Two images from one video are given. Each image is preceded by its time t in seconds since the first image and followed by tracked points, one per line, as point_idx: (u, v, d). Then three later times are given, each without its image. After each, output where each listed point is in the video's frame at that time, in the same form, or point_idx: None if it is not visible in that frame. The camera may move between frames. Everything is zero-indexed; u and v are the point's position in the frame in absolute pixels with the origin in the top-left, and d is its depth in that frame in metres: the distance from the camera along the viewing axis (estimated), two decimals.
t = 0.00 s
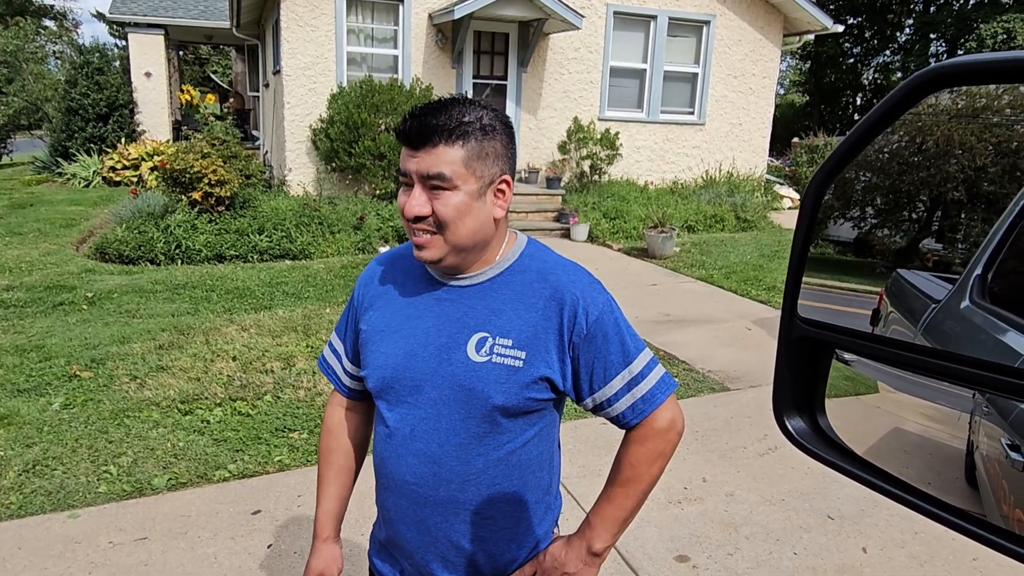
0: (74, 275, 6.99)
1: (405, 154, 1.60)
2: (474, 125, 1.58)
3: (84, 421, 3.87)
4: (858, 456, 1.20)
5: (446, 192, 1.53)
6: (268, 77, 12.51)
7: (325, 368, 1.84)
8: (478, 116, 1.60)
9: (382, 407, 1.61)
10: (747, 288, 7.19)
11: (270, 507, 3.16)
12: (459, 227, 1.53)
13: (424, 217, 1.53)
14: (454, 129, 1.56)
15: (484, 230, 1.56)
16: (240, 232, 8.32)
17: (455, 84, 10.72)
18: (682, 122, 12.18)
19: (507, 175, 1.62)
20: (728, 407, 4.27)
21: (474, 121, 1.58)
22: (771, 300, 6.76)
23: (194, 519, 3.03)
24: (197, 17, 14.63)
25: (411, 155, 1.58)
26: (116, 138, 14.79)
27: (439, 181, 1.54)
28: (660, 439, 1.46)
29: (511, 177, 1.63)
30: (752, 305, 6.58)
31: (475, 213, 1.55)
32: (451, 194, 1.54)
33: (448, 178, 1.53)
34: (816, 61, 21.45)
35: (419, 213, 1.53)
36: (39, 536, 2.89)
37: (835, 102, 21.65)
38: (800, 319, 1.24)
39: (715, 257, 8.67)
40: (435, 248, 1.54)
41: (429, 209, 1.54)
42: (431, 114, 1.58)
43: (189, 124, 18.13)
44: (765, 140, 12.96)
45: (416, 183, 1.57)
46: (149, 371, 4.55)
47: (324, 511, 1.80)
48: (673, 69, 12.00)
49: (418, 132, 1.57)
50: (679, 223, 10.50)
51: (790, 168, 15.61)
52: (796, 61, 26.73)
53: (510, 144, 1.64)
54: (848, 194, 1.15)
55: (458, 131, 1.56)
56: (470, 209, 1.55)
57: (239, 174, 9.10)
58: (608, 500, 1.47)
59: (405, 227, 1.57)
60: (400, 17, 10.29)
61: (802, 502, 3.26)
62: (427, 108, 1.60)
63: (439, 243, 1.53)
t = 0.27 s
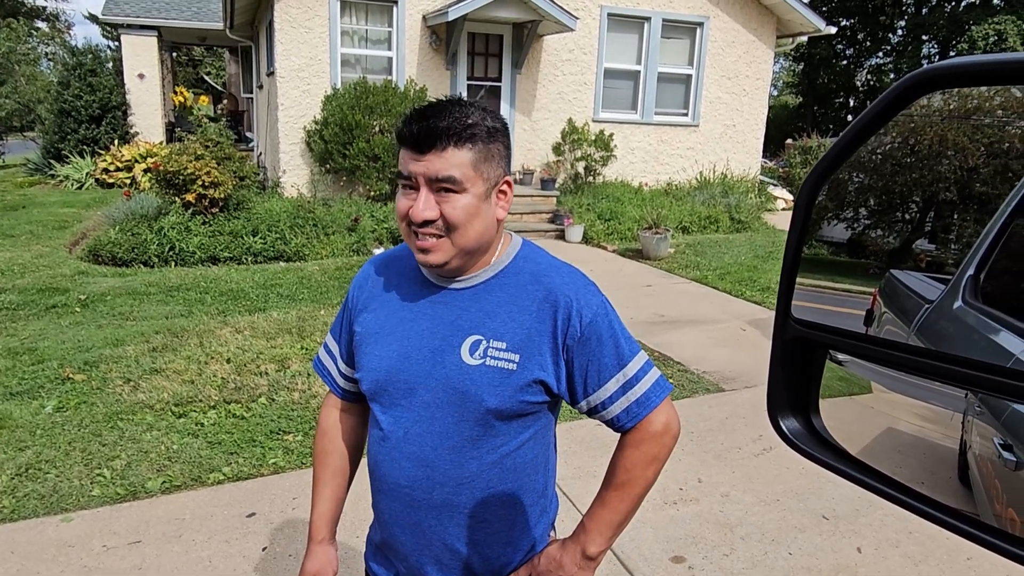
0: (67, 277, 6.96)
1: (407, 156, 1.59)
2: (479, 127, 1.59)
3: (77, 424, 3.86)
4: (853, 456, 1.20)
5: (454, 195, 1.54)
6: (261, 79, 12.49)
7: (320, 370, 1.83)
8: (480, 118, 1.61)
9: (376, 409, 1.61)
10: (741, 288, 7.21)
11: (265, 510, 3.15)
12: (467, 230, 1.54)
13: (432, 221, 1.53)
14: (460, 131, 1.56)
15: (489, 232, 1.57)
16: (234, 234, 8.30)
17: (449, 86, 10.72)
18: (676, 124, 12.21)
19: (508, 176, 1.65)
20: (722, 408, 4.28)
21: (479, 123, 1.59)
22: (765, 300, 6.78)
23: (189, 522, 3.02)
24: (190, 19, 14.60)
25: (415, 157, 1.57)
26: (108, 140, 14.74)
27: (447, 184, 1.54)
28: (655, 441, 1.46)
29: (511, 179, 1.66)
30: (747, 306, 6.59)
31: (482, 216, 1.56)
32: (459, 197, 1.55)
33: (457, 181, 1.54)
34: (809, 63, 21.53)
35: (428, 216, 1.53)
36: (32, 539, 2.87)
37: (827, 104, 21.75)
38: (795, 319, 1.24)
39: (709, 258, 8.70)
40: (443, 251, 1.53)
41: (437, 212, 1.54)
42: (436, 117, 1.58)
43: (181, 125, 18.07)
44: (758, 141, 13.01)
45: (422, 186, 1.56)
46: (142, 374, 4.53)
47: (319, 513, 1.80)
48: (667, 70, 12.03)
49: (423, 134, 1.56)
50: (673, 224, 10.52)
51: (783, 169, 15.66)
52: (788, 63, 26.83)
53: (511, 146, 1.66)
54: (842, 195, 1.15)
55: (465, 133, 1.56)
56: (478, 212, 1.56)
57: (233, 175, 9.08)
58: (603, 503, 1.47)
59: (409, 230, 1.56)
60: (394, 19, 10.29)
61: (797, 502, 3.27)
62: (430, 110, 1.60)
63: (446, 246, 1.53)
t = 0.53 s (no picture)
0: (60, 281, 6.94)
1: (422, 157, 1.57)
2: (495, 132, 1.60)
3: (71, 428, 3.84)
4: (847, 458, 1.21)
5: (473, 199, 1.56)
6: (256, 82, 12.49)
7: (315, 375, 1.82)
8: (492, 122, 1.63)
9: (373, 414, 1.61)
10: (736, 291, 7.23)
11: (261, 514, 3.14)
12: (486, 234, 1.55)
13: (452, 225, 1.53)
14: (479, 135, 1.57)
15: (503, 236, 1.60)
16: (228, 237, 8.29)
17: (445, 89, 10.73)
18: (671, 127, 12.24)
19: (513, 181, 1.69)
20: (718, 410, 4.29)
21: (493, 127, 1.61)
22: (760, 303, 6.80)
23: (184, 526, 3.01)
24: (184, 22, 14.57)
25: (432, 160, 1.56)
26: (103, 143, 14.69)
27: (465, 188, 1.55)
28: (655, 445, 1.47)
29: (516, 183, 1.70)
30: (742, 308, 6.61)
31: (497, 220, 1.59)
32: (477, 201, 1.56)
33: (478, 185, 1.55)
34: (802, 66, 21.60)
35: (447, 220, 1.53)
36: (26, 545, 2.86)
37: (821, 107, 21.84)
38: (789, 320, 1.25)
39: (704, 260, 8.72)
40: (461, 255, 1.53)
41: (456, 216, 1.54)
42: (454, 119, 1.58)
43: (176, 129, 18.02)
44: (753, 144, 13.04)
45: (438, 189, 1.56)
46: (137, 378, 4.52)
47: (315, 519, 1.79)
48: (662, 73, 12.06)
49: (440, 137, 1.55)
50: (668, 227, 10.54)
51: (778, 172, 15.71)
52: (782, 66, 26.93)
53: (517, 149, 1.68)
54: (835, 197, 1.16)
55: (483, 136, 1.57)
56: (493, 216, 1.58)
57: (228, 179, 9.06)
58: (602, 506, 1.48)
59: (423, 233, 1.55)
60: (389, 22, 10.29)
61: (792, 504, 3.28)
62: (444, 111, 1.59)
63: (465, 251, 1.53)
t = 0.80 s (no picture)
0: (55, 285, 6.92)
1: (428, 159, 1.57)
2: (501, 136, 1.61)
3: (66, 433, 3.83)
4: (838, 459, 1.21)
5: (478, 203, 1.56)
6: (252, 86, 12.50)
7: (311, 381, 1.82)
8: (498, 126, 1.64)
9: (374, 420, 1.61)
10: (731, 293, 7.24)
11: (256, 518, 3.14)
12: (491, 238, 1.56)
13: (458, 228, 1.54)
14: (486, 140, 1.58)
15: (507, 241, 1.61)
16: (224, 241, 8.28)
17: (440, 92, 10.74)
18: (666, 129, 12.26)
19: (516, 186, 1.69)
20: (713, 412, 4.30)
21: (499, 132, 1.61)
22: (755, 305, 6.81)
23: (179, 530, 3.01)
24: (180, 25, 14.58)
25: (438, 162, 1.56)
26: (98, 147, 14.67)
27: (471, 191, 1.56)
28: (655, 447, 1.48)
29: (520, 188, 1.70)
30: (737, 310, 6.62)
31: (501, 224, 1.59)
32: (483, 205, 1.57)
33: (483, 189, 1.56)
34: (797, 69, 21.66)
35: (453, 223, 1.53)
36: (19, 550, 2.85)
37: (816, 109, 21.93)
38: (778, 321, 1.27)
39: (699, 263, 8.73)
40: (466, 259, 1.53)
41: (462, 219, 1.55)
42: (461, 122, 1.58)
43: (171, 132, 18.00)
44: (747, 146, 13.08)
45: (444, 192, 1.56)
46: (132, 382, 4.51)
47: (311, 527, 1.79)
48: (657, 76, 12.09)
49: (447, 140, 1.56)
50: (664, 230, 10.56)
51: (773, 174, 15.75)
52: (777, 68, 27.03)
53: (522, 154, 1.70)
54: (831, 199, 1.16)
55: (490, 141, 1.58)
56: (498, 220, 1.59)
57: (223, 182, 9.05)
58: (603, 509, 1.48)
59: (428, 236, 1.55)
60: (385, 25, 10.31)
61: (787, 505, 3.28)
62: (452, 114, 1.60)
63: (471, 255, 1.54)
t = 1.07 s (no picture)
0: (52, 288, 6.91)
1: (423, 159, 1.59)
2: (497, 138, 1.60)
3: (63, 437, 3.82)
4: (836, 461, 1.22)
5: (467, 203, 1.55)
6: (249, 89, 12.50)
7: (314, 386, 1.82)
8: (499, 128, 1.62)
9: (379, 424, 1.61)
10: (729, 296, 7.25)
11: (253, 522, 3.13)
12: (478, 240, 1.54)
13: (443, 227, 1.53)
14: (479, 141, 1.57)
15: (500, 243, 1.58)
16: (221, 244, 8.27)
17: (438, 95, 10.75)
18: (663, 132, 12.28)
19: (521, 189, 1.66)
20: (712, 415, 4.30)
21: (497, 134, 1.60)
22: (753, 307, 6.82)
23: (177, 534, 3.00)
24: (176, 29, 14.59)
25: (431, 162, 1.57)
26: (94, 150, 14.64)
27: (460, 191, 1.55)
28: (661, 453, 1.48)
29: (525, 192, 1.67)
30: (734, 313, 6.63)
31: (492, 226, 1.57)
32: (472, 206, 1.55)
33: (472, 189, 1.55)
34: (794, 72, 21.70)
35: (439, 223, 1.53)
36: (16, 554, 2.84)
37: (812, 112, 21.98)
38: (775, 324, 1.26)
39: (697, 265, 8.74)
40: (451, 259, 1.53)
41: (448, 219, 1.54)
42: (458, 122, 1.58)
43: (168, 136, 17.98)
44: (745, 149, 13.10)
45: (435, 190, 1.57)
46: (129, 386, 4.49)
47: (314, 533, 1.79)
48: (654, 79, 12.11)
49: (442, 140, 1.56)
50: (661, 232, 10.56)
51: (770, 177, 15.78)
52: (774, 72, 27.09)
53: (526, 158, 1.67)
54: (828, 203, 1.16)
55: (484, 143, 1.57)
56: (489, 222, 1.57)
57: (220, 185, 9.03)
58: (608, 515, 1.48)
59: (418, 235, 1.56)
60: (382, 29, 10.32)
61: (785, 508, 3.28)
62: (451, 115, 1.60)
63: (456, 255, 1.53)
